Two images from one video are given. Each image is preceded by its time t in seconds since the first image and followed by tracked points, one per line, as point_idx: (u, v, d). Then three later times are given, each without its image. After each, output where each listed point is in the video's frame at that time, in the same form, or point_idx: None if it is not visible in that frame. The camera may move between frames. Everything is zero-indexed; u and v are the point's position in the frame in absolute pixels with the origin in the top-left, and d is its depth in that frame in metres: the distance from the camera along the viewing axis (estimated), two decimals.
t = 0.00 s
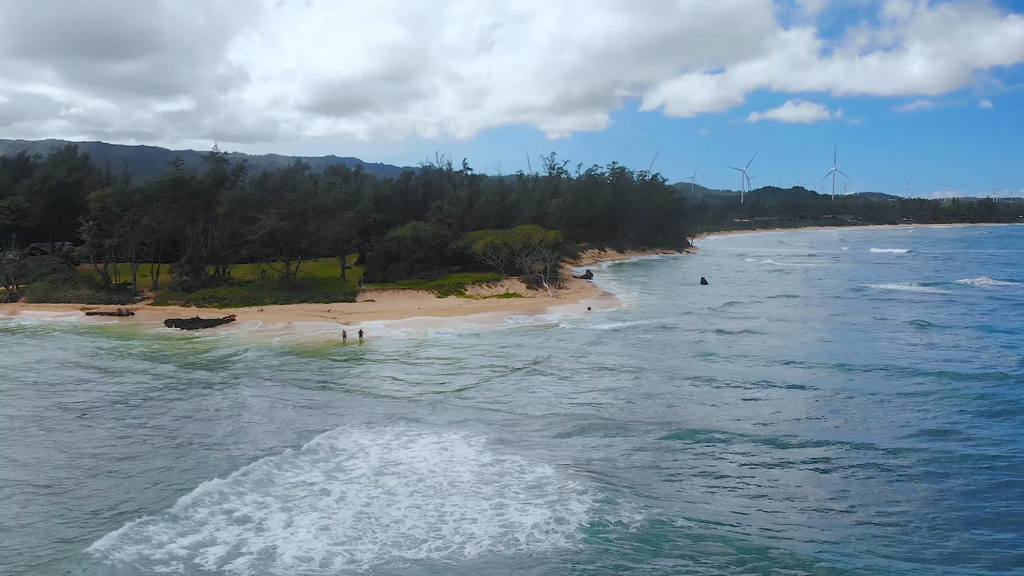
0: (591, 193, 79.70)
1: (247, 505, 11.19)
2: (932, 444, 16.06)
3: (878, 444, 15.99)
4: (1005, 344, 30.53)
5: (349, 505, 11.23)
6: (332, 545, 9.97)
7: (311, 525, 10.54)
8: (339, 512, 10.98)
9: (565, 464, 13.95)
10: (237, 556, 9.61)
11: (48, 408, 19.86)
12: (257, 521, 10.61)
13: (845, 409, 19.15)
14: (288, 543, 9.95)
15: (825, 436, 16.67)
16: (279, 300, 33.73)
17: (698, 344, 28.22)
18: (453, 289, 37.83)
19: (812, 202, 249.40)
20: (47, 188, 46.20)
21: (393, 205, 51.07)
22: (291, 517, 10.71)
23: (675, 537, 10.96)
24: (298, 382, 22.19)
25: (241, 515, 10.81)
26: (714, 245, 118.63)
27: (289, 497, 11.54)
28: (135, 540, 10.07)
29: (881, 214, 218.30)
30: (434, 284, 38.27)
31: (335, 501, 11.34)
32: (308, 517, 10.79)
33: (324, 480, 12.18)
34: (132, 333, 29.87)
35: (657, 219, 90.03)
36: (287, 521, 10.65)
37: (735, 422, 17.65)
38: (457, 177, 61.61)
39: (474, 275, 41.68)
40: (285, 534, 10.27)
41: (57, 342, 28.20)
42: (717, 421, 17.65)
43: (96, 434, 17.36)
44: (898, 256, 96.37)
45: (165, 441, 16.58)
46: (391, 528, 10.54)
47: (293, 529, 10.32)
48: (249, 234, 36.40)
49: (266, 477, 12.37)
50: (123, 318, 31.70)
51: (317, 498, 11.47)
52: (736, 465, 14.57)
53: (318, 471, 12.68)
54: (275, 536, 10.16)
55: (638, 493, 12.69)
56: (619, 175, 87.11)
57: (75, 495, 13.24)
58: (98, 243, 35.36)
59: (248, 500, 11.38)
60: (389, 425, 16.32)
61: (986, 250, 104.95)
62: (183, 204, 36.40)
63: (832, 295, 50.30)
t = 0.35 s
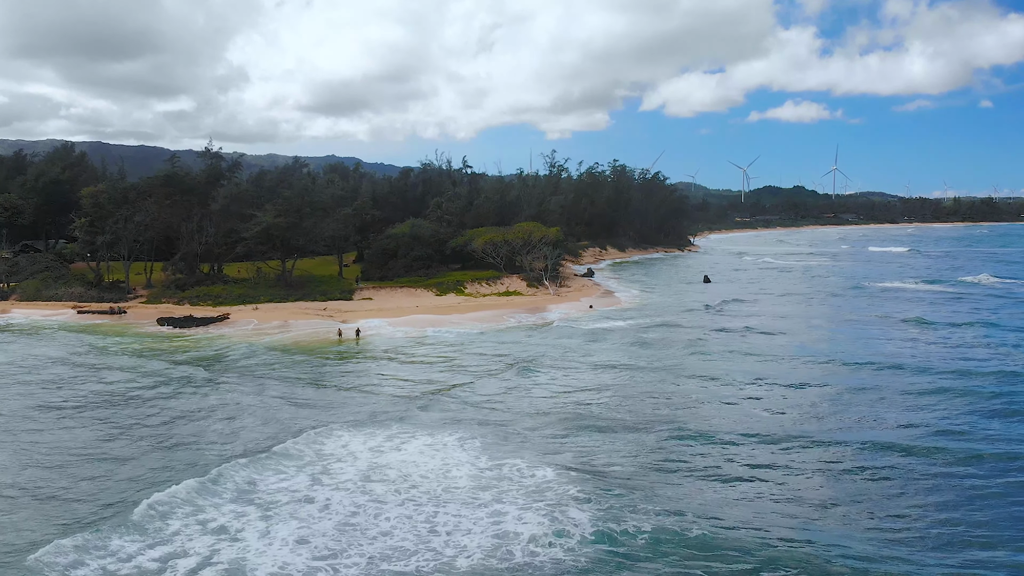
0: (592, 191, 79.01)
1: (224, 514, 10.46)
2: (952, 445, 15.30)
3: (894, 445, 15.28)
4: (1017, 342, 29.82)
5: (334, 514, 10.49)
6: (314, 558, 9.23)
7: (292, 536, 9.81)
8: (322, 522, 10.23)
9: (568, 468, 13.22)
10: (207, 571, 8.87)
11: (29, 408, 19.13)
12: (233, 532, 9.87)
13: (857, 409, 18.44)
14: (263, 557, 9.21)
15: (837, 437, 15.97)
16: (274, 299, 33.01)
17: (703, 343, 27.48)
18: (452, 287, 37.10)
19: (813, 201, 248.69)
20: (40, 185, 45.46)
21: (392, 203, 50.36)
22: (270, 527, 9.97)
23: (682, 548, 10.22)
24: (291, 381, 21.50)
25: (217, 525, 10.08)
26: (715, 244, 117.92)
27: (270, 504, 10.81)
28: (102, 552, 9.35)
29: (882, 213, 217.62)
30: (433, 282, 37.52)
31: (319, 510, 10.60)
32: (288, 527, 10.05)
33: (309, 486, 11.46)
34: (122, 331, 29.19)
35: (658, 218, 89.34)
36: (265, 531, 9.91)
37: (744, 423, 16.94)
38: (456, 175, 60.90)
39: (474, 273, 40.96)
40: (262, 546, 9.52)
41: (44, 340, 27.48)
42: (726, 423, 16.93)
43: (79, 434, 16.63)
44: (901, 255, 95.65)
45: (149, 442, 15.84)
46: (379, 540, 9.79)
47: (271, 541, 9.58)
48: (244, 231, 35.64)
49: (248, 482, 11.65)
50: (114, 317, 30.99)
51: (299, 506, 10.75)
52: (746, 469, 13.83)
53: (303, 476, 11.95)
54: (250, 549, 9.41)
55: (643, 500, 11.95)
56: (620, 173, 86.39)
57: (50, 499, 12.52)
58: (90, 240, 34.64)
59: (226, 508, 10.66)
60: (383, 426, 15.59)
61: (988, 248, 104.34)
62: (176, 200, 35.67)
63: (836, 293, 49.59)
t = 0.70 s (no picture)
0: (593, 191, 78.35)
1: (197, 532, 9.80)
2: (970, 453, 14.63)
3: (908, 454, 14.61)
4: None
5: (317, 533, 9.81)
6: None
7: (268, 559, 9.13)
8: (303, 543, 9.55)
9: (568, 479, 12.56)
10: None
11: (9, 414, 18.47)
12: (204, 553, 9.21)
13: (869, 415, 17.78)
14: None
15: (849, 444, 15.30)
16: (269, 300, 32.35)
17: (707, 345, 26.83)
18: (450, 287, 36.43)
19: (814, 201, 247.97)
20: (33, 184, 44.82)
21: (390, 203, 49.70)
22: (245, 549, 9.30)
23: (687, 569, 9.54)
24: (282, 385, 20.86)
25: (189, 546, 9.42)
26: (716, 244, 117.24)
27: (249, 522, 10.15)
28: (63, 575, 8.71)
29: (884, 213, 216.89)
30: (431, 282, 36.81)
31: (300, 529, 9.92)
32: (264, 548, 9.37)
33: (290, 501, 10.80)
34: (113, 333, 28.57)
35: (660, 217, 88.68)
36: (238, 553, 9.24)
37: (752, 429, 16.27)
38: (456, 174, 60.23)
39: (473, 274, 40.31)
40: (234, 570, 8.84)
41: (32, 342, 26.84)
42: (732, 429, 16.28)
43: (60, 441, 15.99)
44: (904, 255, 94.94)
45: (132, 449, 15.21)
46: (364, 564, 9.11)
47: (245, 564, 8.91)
48: (238, 230, 34.97)
49: (226, 497, 10.99)
50: (105, 318, 30.37)
51: (279, 524, 10.08)
52: (755, 480, 13.17)
53: (285, 490, 11.29)
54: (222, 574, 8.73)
55: (646, 514, 11.29)
56: (621, 172, 85.71)
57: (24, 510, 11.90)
58: (82, 240, 34.01)
59: (200, 526, 10.01)
60: (376, 433, 14.94)
61: (991, 248, 103.58)
62: (169, 199, 35.02)
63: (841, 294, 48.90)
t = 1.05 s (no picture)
0: (594, 190, 77.62)
1: (166, 557, 9.12)
2: (991, 464, 13.92)
3: (926, 465, 13.91)
4: None
5: (297, 559, 9.11)
6: None
7: None
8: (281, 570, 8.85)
9: (569, 494, 11.87)
10: None
11: None
12: None
13: (882, 422, 17.08)
14: None
15: (861, 454, 14.64)
16: (263, 301, 31.60)
17: (712, 348, 26.16)
18: (449, 289, 35.72)
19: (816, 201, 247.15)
20: (26, 183, 44.06)
21: (389, 202, 48.98)
22: None
23: None
24: (273, 391, 20.20)
25: (154, 572, 8.77)
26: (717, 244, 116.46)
27: (222, 544, 9.47)
28: None
29: (885, 213, 215.91)
30: (430, 283, 36.09)
31: (278, 553, 9.23)
32: None
33: (268, 520, 10.13)
34: (102, 335, 27.89)
35: (661, 217, 87.96)
36: None
37: (761, 438, 15.58)
38: (456, 173, 59.53)
39: (473, 274, 39.61)
40: None
41: (19, 345, 26.18)
42: (741, 438, 15.58)
43: (38, 451, 15.30)
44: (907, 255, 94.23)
45: (113, 458, 14.52)
46: None
47: None
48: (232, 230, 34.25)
49: (200, 515, 10.33)
50: (96, 320, 29.69)
51: (255, 547, 9.40)
52: (765, 494, 12.48)
53: (264, 506, 10.64)
54: None
55: (650, 533, 10.59)
56: (622, 171, 84.96)
57: None
58: (73, 240, 33.31)
59: (170, 549, 9.33)
60: (368, 443, 14.26)
61: (995, 248, 102.80)
62: (162, 199, 34.29)
63: (845, 295, 48.24)
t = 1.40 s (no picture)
0: (594, 190, 76.97)
1: None
2: (1012, 477, 13.27)
3: (942, 478, 13.27)
4: None
5: None
6: None
7: None
8: None
9: (568, 511, 11.21)
10: None
11: None
12: None
13: (895, 430, 16.42)
14: None
15: (874, 465, 13.98)
16: (258, 303, 30.88)
17: (716, 351, 25.50)
18: (448, 290, 35.04)
19: (816, 201, 246.42)
20: (18, 182, 43.44)
21: (387, 202, 48.33)
22: None
23: None
24: (263, 396, 19.56)
25: None
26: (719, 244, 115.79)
27: (191, 570, 8.83)
28: None
29: (886, 214, 215.08)
30: (429, 284, 35.44)
31: None
32: None
33: (245, 542, 9.51)
34: (92, 337, 27.29)
35: (663, 217, 87.28)
36: None
37: (769, 448, 14.94)
38: (455, 173, 58.90)
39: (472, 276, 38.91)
40: None
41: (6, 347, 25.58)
42: (749, 448, 14.94)
43: (16, 461, 14.67)
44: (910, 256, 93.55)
45: (93, 468, 13.88)
46: None
47: None
48: (226, 231, 33.54)
49: (173, 536, 9.72)
50: (87, 322, 29.08)
51: (229, 573, 8.76)
52: (775, 509, 11.85)
53: (241, 525, 10.03)
54: None
55: (653, 554, 9.96)
56: (623, 171, 84.31)
57: None
58: (65, 241, 32.70)
59: None
60: (359, 454, 13.62)
61: (998, 249, 101.94)
62: (155, 198, 33.71)
63: (849, 296, 47.63)
